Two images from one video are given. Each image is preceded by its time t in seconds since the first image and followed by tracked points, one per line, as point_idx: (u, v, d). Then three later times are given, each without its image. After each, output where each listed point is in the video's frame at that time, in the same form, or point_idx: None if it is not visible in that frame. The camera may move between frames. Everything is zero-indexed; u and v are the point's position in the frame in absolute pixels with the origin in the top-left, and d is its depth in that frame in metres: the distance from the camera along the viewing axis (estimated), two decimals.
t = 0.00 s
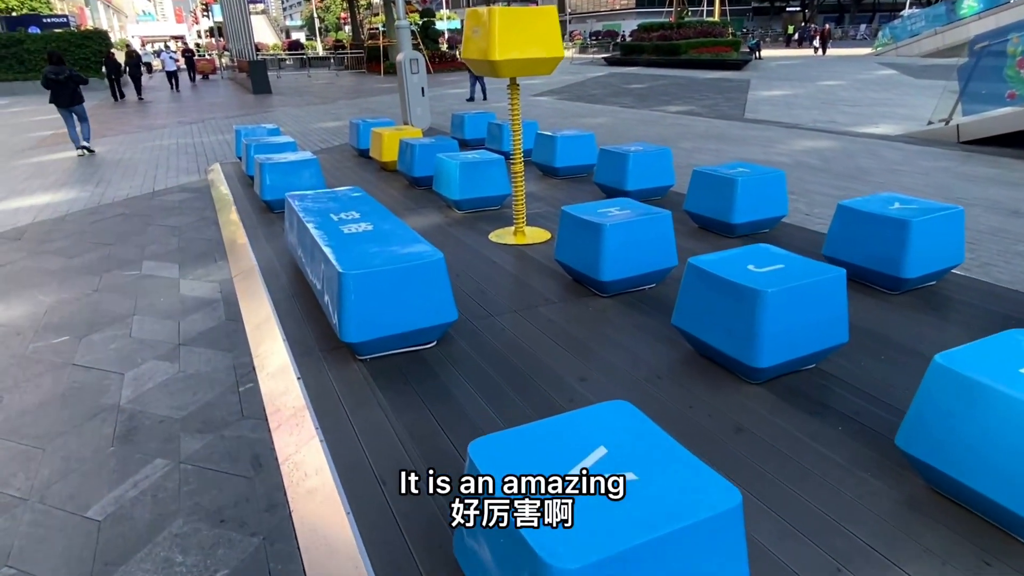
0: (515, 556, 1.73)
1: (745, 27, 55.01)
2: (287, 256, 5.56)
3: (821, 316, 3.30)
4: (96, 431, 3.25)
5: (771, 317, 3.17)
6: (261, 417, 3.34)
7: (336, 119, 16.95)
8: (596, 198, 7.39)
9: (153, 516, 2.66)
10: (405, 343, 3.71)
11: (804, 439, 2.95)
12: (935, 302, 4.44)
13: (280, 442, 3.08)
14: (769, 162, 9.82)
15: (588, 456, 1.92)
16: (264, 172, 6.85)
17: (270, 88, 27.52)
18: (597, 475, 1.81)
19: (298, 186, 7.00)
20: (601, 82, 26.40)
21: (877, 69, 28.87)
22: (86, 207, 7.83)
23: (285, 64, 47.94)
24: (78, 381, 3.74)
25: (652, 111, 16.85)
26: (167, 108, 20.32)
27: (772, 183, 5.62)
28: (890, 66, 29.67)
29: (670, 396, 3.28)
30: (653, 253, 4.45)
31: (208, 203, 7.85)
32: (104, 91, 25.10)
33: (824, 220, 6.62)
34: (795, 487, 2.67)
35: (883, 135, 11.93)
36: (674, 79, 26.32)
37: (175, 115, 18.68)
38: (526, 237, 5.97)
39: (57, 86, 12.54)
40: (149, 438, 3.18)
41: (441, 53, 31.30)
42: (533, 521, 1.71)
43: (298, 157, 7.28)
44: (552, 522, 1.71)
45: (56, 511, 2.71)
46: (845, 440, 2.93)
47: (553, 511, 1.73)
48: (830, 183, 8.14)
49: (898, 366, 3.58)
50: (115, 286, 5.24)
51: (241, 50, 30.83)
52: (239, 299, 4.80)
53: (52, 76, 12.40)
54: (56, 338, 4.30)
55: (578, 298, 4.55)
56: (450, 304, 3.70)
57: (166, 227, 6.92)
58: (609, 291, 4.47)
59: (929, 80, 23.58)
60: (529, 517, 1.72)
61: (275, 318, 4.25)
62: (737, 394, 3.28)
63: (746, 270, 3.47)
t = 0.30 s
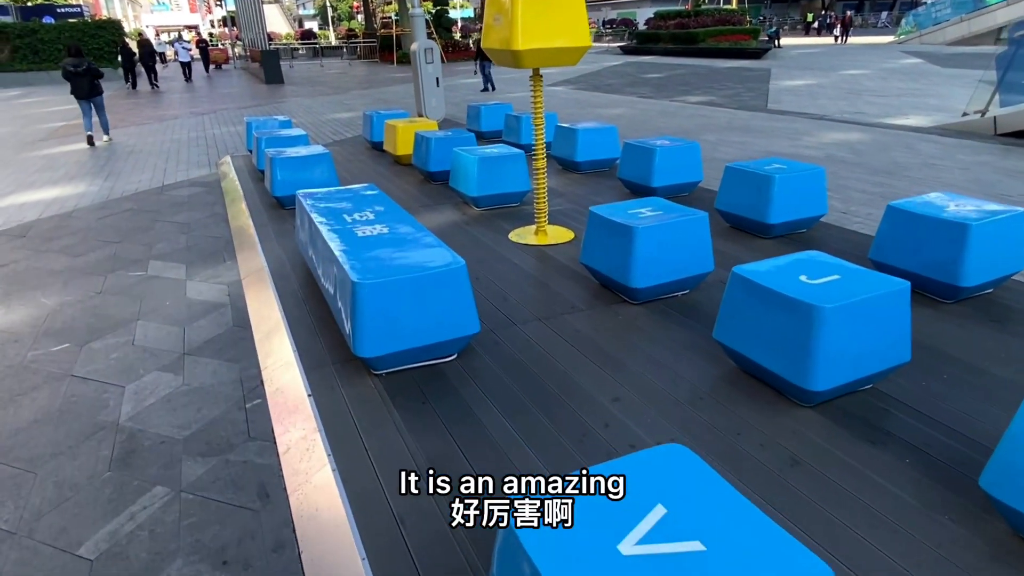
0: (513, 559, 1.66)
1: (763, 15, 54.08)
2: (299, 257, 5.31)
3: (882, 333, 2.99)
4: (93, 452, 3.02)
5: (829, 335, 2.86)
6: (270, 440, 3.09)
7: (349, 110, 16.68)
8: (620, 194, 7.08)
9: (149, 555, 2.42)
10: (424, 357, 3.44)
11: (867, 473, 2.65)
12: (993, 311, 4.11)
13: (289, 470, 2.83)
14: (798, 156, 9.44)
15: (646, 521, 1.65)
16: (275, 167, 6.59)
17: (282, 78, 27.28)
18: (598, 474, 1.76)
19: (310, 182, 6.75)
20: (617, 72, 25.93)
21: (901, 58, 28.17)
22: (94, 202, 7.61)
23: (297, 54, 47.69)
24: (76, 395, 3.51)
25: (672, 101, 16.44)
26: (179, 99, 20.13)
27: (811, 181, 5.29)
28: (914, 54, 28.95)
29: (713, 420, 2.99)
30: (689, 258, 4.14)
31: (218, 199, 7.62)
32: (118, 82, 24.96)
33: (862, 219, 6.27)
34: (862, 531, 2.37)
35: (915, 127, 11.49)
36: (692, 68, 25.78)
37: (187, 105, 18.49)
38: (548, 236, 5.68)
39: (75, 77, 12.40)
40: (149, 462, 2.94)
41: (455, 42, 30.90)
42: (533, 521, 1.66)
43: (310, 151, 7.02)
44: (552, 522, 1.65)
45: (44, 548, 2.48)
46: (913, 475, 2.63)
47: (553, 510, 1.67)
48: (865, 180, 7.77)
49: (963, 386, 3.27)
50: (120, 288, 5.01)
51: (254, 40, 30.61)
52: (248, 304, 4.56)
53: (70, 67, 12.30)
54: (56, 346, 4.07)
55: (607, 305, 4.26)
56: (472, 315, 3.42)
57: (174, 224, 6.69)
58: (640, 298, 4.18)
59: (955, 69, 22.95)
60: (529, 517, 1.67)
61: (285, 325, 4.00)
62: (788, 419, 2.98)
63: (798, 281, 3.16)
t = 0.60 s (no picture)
0: None
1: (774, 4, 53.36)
2: (305, 256, 5.03)
3: (952, 349, 2.69)
4: (80, 476, 2.76)
5: (894, 351, 2.57)
6: (274, 462, 2.82)
7: (355, 101, 16.37)
8: (639, 189, 6.78)
9: None
10: (440, 369, 3.17)
11: (940, 508, 2.36)
12: None
13: (296, 500, 2.56)
14: (821, 148, 9.10)
15: None
16: (280, 161, 6.32)
17: (288, 68, 26.97)
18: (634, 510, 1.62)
19: (317, 176, 6.47)
20: (627, 62, 25.51)
21: (917, 48, 27.66)
22: (94, 196, 7.35)
23: (303, 44, 47.32)
24: (65, 409, 3.25)
25: (685, 92, 16.07)
26: (184, 90, 19.87)
27: (848, 176, 4.99)
28: (930, 44, 28.44)
29: (762, 445, 2.71)
30: (724, 260, 3.85)
31: (221, 193, 7.35)
32: (122, 72, 24.71)
33: (897, 216, 5.95)
34: None
35: (940, 119, 11.12)
36: (705, 58, 25.34)
37: (192, 96, 18.22)
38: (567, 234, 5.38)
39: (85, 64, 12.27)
40: (141, 487, 2.68)
41: (462, 32, 30.50)
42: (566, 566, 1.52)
43: (316, 143, 6.73)
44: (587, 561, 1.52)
45: None
46: (993, 511, 2.34)
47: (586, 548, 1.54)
48: (895, 174, 7.43)
49: None
50: (117, 289, 4.75)
51: (260, 29, 30.30)
52: (251, 307, 4.29)
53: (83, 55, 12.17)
54: (46, 353, 3.81)
55: (634, 311, 3.97)
56: (493, 325, 3.14)
57: (175, 219, 6.42)
58: (671, 303, 3.88)
59: (974, 59, 22.47)
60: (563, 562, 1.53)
61: (291, 332, 3.73)
62: (844, 443, 2.70)
63: (855, 290, 2.86)
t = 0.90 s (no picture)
0: None
1: None
2: (308, 261, 4.75)
3: None
4: (62, 516, 2.49)
5: (971, 381, 2.30)
6: (277, 500, 2.56)
7: (358, 94, 16.06)
8: (656, 188, 6.49)
9: None
10: (457, 393, 2.89)
11: None
12: None
13: (303, 547, 2.28)
14: (840, 145, 8.78)
15: None
16: (280, 159, 6.02)
17: (289, 61, 26.62)
18: None
19: (319, 174, 6.18)
20: (631, 55, 25.15)
21: (925, 41, 27.27)
22: (87, 194, 7.09)
23: (304, 37, 46.94)
24: (48, 436, 2.98)
25: (694, 86, 15.76)
26: (183, 83, 19.56)
27: (884, 177, 4.70)
28: (939, 37, 28.02)
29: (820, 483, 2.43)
30: (760, 270, 3.56)
31: (220, 192, 7.06)
32: (121, 65, 24.39)
33: (929, 217, 5.65)
34: None
35: (959, 114, 10.79)
36: (711, 51, 25.00)
37: (191, 90, 17.92)
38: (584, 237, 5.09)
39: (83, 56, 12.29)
40: (129, 530, 2.41)
41: (464, 25, 30.12)
42: None
43: (318, 141, 6.43)
44: None
45: None
46: None
47: None
48: (921, 172, 7.14)
49: None
50: (108, 297, 4.47)
51: (260, 22, 29.98)
52: (251, 318, 4.01)
53: (78, 45, 12.15)
54: (31, 370, 3.54)
55: (663, 323, 3.69)
56: (516, 345, 2.87)
57: (172, 220, 6.14)
58: (704, 316, 3.60)
59: (983, 52, 22.13)
60: None
61: (294, 348, 3.45)
62: (910, 481, 2.43)
63: (920, 309, 2.58)
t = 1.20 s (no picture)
0: None
1: None
2: (311, 270, 4.49)
3: None
4: (44, 565, 2.22)
5: None
6: (287, 545, 2.29)
7: (356, 92, 15.75)
8: (672, 190, 6.24)
9: None
10: (482, 420, 2.63)
11: None
12: None
13: None
14: (856, 144, 8.54)
15: None
16: (280, 159, 5.73)
17: (284, 59, 26.21)
18: None
19: (321, 176, 5.90)
20: (631, 53, 24.86)
21: (927, 38, 27.05)
22: (77, 196, 6.80)
23: (299, 34, 46.51)
24: (30, 468, 2.70)
25: (698, 83, 15.50)
26: (176, 81, 19.18)
27: (919, 179, 4.46)
28: (940, 34, 27.79)
29: (893, 526, 2.18)
30: (803, 282, 3.31)
31: (216, 194, 6.77)
32: (113, 63, 23.93)
33: (959, 221, 5.42)
34: None
35: (972, 112, 10.56)
36: (711, 49, 24.77)
37: (185, 87, 17.57)
38: (601, 241, 4.84)
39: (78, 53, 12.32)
40: None
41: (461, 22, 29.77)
42: None
43: (319, 140, 6.15)
44: None
45: None
46: None
47: None
48: (943, 173, 6.90)
49: None
50: (99, 308, 4.19)
51: (255, 19, 29.56)
52: (252, 332, 3.75)
53: (73, 43, 12.13)
54: (13, 392, 3.26)
55: (696, 339, 3.44)
56: (547, 369, 2.60)
57: (166, 224, 5.85)
58: (741, 330, 3.36)
59: (986, 50, 21.94)
60: None
61: (300, 368, 3.19)
62: (993, 523, 2.18)
63: (999, 331, 2.32)
